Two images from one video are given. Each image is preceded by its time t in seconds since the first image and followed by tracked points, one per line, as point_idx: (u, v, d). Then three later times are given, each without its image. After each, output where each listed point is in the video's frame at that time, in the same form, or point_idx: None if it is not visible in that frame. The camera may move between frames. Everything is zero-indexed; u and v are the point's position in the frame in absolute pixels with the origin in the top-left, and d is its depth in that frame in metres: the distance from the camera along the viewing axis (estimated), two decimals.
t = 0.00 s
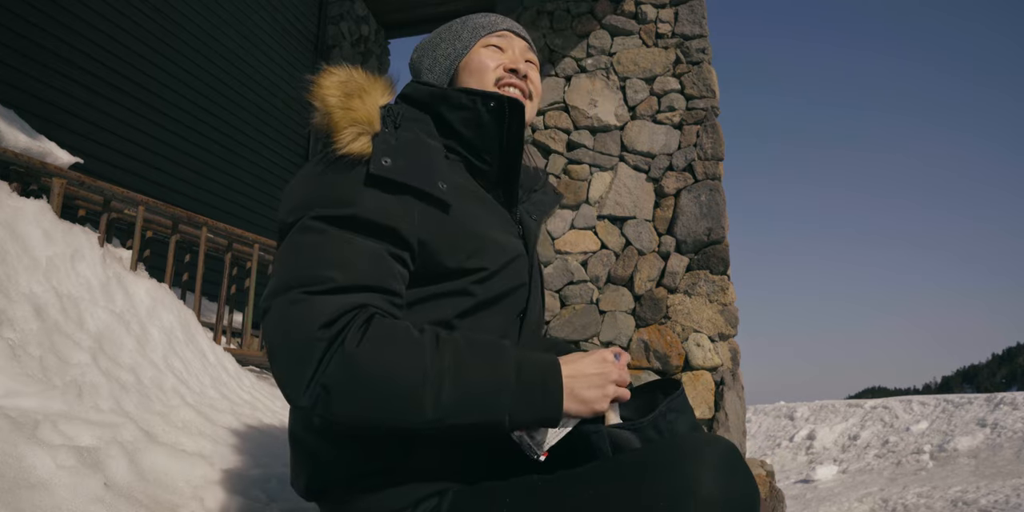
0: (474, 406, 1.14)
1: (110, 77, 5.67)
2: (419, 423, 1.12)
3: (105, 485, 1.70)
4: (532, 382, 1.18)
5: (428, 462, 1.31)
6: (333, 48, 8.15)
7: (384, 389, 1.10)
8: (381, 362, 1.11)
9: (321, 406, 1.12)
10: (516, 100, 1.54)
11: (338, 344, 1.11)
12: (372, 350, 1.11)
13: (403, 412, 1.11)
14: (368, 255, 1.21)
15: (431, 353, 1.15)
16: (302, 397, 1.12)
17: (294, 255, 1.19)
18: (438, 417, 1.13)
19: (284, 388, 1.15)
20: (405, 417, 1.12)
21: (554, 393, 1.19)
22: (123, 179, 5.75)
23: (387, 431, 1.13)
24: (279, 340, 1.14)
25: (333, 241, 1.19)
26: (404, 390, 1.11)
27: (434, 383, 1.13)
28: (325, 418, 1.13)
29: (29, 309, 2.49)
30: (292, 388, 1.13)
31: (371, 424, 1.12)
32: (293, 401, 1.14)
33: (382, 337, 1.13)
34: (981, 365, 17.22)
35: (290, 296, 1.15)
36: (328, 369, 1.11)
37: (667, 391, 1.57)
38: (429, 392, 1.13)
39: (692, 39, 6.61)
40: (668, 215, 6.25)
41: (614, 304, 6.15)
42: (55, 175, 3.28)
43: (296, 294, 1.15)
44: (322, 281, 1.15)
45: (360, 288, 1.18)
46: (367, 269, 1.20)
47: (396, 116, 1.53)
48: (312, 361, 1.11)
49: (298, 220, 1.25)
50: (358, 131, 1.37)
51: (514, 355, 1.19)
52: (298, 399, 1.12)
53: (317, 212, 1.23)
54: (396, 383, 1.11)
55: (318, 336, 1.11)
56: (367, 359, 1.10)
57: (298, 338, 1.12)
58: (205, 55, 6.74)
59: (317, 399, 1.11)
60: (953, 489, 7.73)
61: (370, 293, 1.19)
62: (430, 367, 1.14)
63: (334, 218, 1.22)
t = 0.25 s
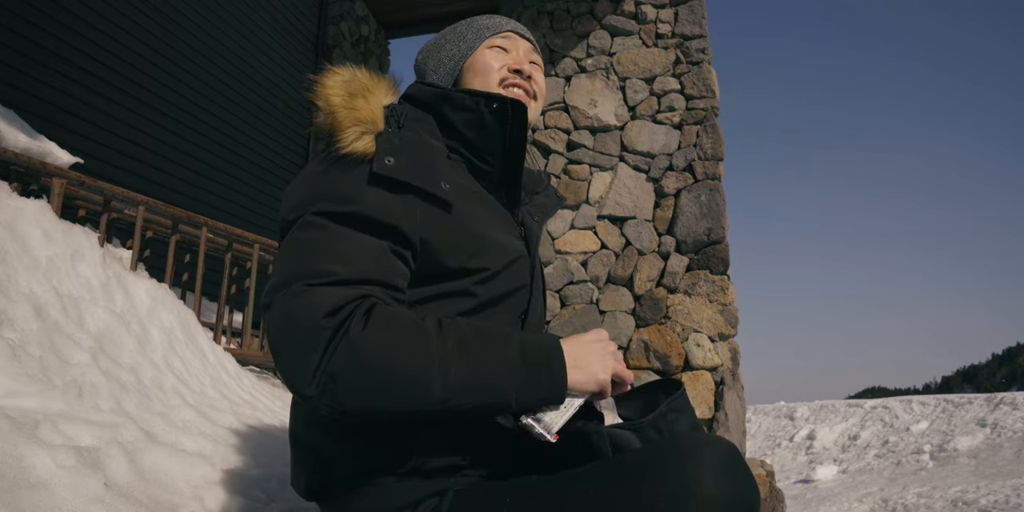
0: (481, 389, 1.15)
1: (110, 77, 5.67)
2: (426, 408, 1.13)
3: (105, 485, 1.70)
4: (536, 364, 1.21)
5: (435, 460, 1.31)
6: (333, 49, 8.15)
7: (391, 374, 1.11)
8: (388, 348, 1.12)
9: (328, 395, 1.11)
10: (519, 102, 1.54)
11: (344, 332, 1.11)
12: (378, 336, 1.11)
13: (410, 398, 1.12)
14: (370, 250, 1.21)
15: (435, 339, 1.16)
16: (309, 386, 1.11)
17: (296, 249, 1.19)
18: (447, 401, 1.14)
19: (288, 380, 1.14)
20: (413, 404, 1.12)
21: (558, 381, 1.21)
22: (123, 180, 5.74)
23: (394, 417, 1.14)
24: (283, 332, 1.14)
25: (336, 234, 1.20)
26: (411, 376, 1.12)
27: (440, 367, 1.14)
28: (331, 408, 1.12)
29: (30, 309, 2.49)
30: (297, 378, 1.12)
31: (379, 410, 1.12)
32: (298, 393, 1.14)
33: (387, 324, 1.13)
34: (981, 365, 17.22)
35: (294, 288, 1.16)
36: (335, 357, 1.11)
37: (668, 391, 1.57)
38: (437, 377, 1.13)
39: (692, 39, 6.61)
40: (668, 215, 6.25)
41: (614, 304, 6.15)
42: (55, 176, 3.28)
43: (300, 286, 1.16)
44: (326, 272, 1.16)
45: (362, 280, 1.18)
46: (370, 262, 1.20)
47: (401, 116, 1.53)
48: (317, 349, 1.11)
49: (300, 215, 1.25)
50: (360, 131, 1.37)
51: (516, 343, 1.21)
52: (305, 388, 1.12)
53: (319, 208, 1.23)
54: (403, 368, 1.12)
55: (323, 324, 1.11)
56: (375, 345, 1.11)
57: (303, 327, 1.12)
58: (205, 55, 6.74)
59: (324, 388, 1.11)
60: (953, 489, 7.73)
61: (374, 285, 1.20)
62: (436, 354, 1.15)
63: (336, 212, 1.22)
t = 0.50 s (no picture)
0: (486, 380, 1.16)
1: (110, 76, 5.67)
2: (431, 401, 1.13)
3: (105, 485, 1.70)
4: (538, 356, 1.22)
5: (437, 459, 1.32)
6: (333, 49, 8.15)
7: (395, 368, 1.11)
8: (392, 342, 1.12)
9: (332, 391, 1.11)
10: (521, 102, 1.54)
11: (346, 327, 1.11)
12: (381, 330, 1.12)
13: (416, 391, 1.12)
14: (372, 248, 1.21)
15: (438, 333, 1.16)
16: (313, 381, 1.11)
17: (296, 249, 1.19)
18: (453, 392, 1.14)
19: (290, 378, 1.13)
20: (419, 397, 1.12)
21: (562, 371, 1.23)
22: (123, 180, 5.74)
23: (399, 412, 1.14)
24: (284, 329, 1.13)
25: (337, 233, 1.20)
26: (415, 370, 1.12)
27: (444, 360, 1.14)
28: (335, 404, 1.12)
29: (29, 309, 2.49)
30: (300, 375, 1.11)
31: (384, 404, 1.12)
32: (300, 390, 1.13)
33: (389, 319, 1.14)
34: (981, 365, 17.22)
35: (295, 285, 1.15)
36: (339, 352, 1.10)
37: (668, 392, 1.58)
38: (441, 370, 1.14)
39: (692, 39, 6.61)
40: (668, 215, 6.25)
41: (614, 304, 6.15)
42: (55, 176, 3.28)
43: (300, 283, 1.15)
44: (327, 269, 1.16)
45: (363, 278, 1.18)
46: (372, 259, 1.20)
47: (401, 115, 1.51)
48: (320, 344, 1.11)
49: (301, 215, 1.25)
50: (363, 131, 1.37)
51: (517, 337, 1.22)
52: (308, 384, 1.11)
53: (321, 207, 1.23)
54: (406, 362, 1.12)
55: (325, 320, 1.11)
56: (379, 339, 1.11)
57: (306, 323, 1.11)
58: (205, 55, 6.74)
59: (327, 383, 1.10)
60: (953, 489, 7.73)
61: (374, 282, 1.20)
62: (439, 347, 1.15)
63: (337, 212, 1.22)
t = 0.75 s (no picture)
0: (493, 374, 1.16)
1: (109, 76, 5.66)
2: (440, 397, 1.13)
3: (105, 485, 1.70)
4: (540, 348, 1.23)
5: (438, 459, 1.31)
6: (333, 48, 8.15)
7: (405, 364, 1.11)
8: (401, 339, 1.12)
9: (343, 391, 1.10)
10: (516, 104, 1.55)
11: (355, 325, 1.11)
12: (388, 327, 1.12)
13: (426, 387, 1.12)
14: (372, 250, 1.22)
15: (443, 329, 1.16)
16: (322, 382, 1.10)
17: (297, 251, 1.19)
18: (463, 387, 1.14)
19: (299, 379, 1.12)
20: (428, 394, 1.12)
21: (565, 363, 1.25)
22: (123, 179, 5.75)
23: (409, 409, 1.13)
24: (290, 330, 1.12)
25: (337, 235, 1.20)
26: (424, 366, 1.12)
27: (451, 355, 1.14)
28: (346, 404, 1.11)
29: (29, 309, 2.49)
30: (309, 376, 1.11)
31: (395, 402, 1.12)
32: (309, 391, 1.12)
33: (394, 316, 1.14)
34: (981, 365, 17.22)
35: (299, 287, 1.15)
36: (347, 350, 1.10)
37: (669, 392, 1.58)
38: (449, 364, 1.14)
39: (692, 39, 6.61)
40: (668, 215, 6.25)
41: (614, 304, 6.15)
42: (55, 175, 3.28)
43: (305, 285, 1.15)
44: (331, 271, 1.16)
45: (364, 278, 1.18)
46: (373, 260, 1.21)
47: (398, 116, 1.56)
48: (328, 343, 1.10)
49: (301, 217, 1.25)
50: (359, 134, 1.36)
51: (520, 329, 1.23)
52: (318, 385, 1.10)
53: (320, 209, 1.23)
54: (415, 358, 1.12)
55: (333, 319, 1.11)
56: (387, 337, 1.11)
57: (313, 322, 1.11)
58: (205, 55, 6.74)
59: (338, 383, 1.10)
60: (953, 489, 7.73)
61: (376, 283, 1.20)
62: (446, 341, 1.15)
63: (336, 214, 1.22)
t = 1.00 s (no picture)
0: (500, 372, 1.17)
1: (109, 76, 5.66)
2: (451, 395, 1.14)
3: (105, 485, 1.70)
4: (542, 345, 1.24)
5: (438, 459, 1.31)
6: (333, 48, 8.15)
7: (414, 364, 1.11)
8: (411, 338, 1.12)
9: (355, 392, 1.10)
10: (512, 105, 1.55)
11: (364, 326, 1.11)
12: (397, 328, 1.12)
13: (436, 385, 1.12)
14: (374, 251, 1.22)
15: (450, 328, 1.17)
16: (334, 384, 1.09)
17: (299, 254, 1.18)
18: (471, 385, 1.15)
19: (307, 382, 1.11)
20: (440, 392, 1.13)
21: (568, 358, 1.27)
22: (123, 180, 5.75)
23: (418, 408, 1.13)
24: (297, 333, 1.12)
25: (340, 237, 1.20)
26: (433, 366, 1.12)
27: (459, 354, 1.15)
28: (357, 406, 1.11)
29: (29, 309, 2.49)
30: (318, 378, 1.10)
31: (406, 402, 1.12)
32: (318, 395, 1.11)
33: (402, 316, 1.14)
34: (981, 365, 17.22)
35: (305, 290, 1.14)
36: (357, 350, 1.10)
37: (668, 392, 1.58)
38: (458, 363, 1.14)
39: (692, 39, 6.61)
40: (668, 215, 6.25)
41: (614, 304, 6.16)
42: (55, 175, 3.28)
43: (310, 288, 1.14)
44: (336, 273, 1.16)
45: (368, 279, 1.18)
46: (376, 261, 1.21)
47: (393, 118, 1.55)
48: (337, 345, 1.10)
49: (302, 219, 1.24)
50: (354, 136, 1.36)
51: (523, 327, 1.24)
52: (329, 387, 1.10)
53: (321, 211, 1.23)
54: (424, 357, 1.12)
55: (342, 321, 1.10)
56: (397, 336, 1.11)
57: (321, 324, 1.10)
58: (205, 55, 6.74)
59: (349, 385, 1.10)
60: (953, 489, 7.73)
61: (379, 284, 1.20)
62: (454, 340, 1.16)
63: (335, 217, 1.22)
